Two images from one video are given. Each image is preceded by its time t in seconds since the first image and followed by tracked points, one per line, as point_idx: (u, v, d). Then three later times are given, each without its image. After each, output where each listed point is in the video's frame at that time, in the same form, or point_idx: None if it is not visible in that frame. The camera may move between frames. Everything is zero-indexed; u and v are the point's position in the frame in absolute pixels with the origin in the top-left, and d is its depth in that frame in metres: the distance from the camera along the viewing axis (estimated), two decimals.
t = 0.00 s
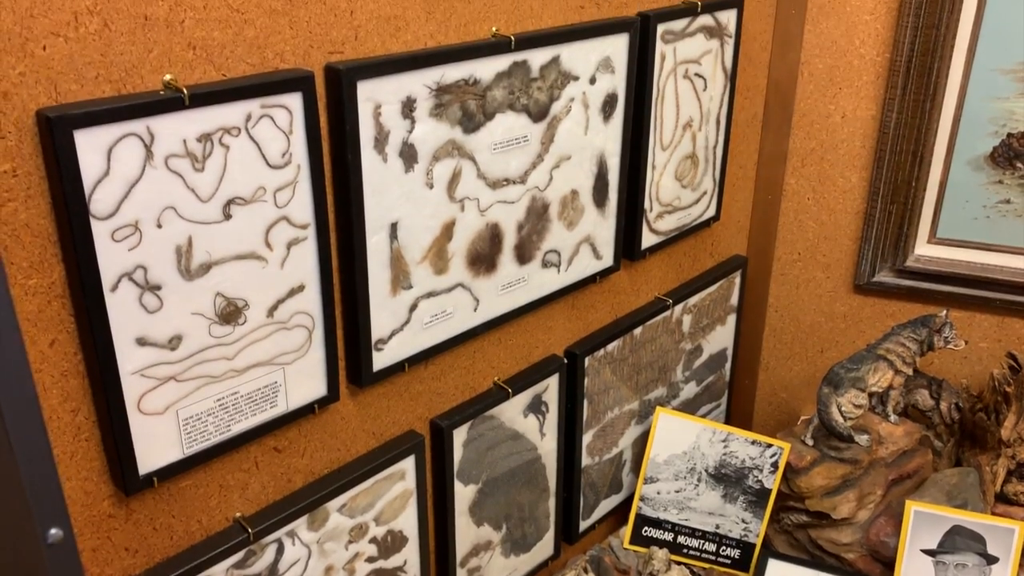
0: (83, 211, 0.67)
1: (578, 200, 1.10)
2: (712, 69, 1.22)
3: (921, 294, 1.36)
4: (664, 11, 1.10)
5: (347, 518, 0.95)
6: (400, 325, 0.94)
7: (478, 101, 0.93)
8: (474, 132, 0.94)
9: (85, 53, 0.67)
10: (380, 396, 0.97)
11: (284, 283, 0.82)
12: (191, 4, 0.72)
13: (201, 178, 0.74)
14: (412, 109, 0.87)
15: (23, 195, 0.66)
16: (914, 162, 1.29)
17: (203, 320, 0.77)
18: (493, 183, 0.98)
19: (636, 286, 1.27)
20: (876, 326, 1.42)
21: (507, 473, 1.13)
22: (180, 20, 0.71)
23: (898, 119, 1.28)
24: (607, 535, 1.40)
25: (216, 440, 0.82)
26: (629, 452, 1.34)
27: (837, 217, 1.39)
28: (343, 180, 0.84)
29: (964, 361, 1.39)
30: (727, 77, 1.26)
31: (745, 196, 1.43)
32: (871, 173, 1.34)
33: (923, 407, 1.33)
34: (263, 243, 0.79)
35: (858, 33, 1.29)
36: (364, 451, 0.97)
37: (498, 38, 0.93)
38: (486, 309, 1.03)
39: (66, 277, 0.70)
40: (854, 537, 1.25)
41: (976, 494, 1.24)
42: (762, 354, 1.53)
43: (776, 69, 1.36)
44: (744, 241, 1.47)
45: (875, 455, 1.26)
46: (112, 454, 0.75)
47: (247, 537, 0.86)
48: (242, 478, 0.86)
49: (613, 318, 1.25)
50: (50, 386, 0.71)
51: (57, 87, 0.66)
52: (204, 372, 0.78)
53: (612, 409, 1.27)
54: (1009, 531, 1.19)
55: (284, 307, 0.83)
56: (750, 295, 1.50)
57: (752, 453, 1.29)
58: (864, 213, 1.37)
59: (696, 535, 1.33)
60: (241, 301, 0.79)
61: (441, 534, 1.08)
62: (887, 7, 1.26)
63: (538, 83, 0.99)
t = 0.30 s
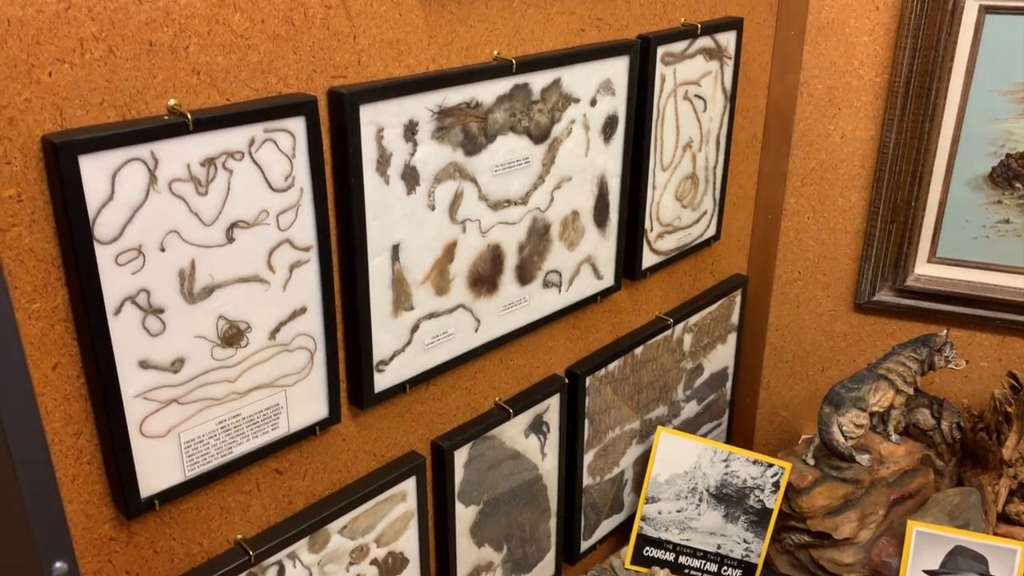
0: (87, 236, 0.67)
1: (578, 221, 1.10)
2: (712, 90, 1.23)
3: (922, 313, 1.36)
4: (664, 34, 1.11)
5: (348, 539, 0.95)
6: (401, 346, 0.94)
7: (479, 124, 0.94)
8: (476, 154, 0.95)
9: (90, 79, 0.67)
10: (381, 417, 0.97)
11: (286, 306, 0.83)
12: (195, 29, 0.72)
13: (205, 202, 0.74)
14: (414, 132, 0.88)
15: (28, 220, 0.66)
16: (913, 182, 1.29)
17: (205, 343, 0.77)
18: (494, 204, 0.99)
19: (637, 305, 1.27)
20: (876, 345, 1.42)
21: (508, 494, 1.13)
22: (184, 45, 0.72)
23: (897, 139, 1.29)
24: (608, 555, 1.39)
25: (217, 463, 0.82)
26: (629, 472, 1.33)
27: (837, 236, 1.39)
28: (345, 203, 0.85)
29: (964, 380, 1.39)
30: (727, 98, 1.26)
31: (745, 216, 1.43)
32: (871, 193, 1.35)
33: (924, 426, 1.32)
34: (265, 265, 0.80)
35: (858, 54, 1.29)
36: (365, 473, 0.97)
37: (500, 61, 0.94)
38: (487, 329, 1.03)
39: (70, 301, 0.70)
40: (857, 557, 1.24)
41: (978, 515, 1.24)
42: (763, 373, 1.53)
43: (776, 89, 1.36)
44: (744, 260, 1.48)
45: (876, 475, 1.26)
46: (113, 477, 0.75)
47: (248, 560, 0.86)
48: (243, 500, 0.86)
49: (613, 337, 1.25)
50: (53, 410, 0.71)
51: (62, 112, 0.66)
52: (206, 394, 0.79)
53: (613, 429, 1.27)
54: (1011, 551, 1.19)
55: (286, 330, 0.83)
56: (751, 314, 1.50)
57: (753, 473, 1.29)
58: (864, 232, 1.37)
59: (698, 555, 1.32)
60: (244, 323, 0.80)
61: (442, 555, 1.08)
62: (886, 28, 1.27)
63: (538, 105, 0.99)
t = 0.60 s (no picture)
0: (93, 270, 0.68)
1: (580, 248, 1.11)
2: (711, 116, 1.24)
3: (922, 337, 1.37)
4: (664, 62, 1.12)
5: (350, 568, 0.95)
6: (403, 375, 0.94)
7: (481, 153, 0.94)
8: (478, 183, 0.95)
9: (96, 115, 0.68)
10: (383, 445, 0.97)
11: (288, 336, 0.83)
12: (201, 65, 0.73)
13: (209, 235, 0.75)
14: (416, 162, 0.89)
15: (34, 255, 0.67)
16: (912, 208, 1.30)
17: (209, 375, 0.78)
18: (496, 232, 0.99)
19: (638, 330, 1.28)
20: (877, 369, 1.43)
21: (509, 520, 1.13)
22: (190, 81, 0.73)
23: (897, 164, 1.30)
24: None
25: (220, 493, 0.82)
26: (631, 497, 1.33)
27: (837, 260, 1.40)
28: (348, 233, 0.85)
29: (965, 404, 1.39)
30: (727, 124, 1.27)
31: (745, 240, 1.44)
32: (870, 217, 1.35)
33: (925, 451, 1.32)
34: (269, 296, 0.80)
35: (857, 80, 1.30)
36: (367, 501, 0.97)
37: (501, 92, 0.95)
38: (489, 356, 1.04)
39: (74, 334, 0.71)
40: None
41: (980, 540, 1.24)
42: (764, 397, 1.53)
43: (775, 115, 1.37)
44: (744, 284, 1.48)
45: (878, 500, 1.26)
46: (116, 508, 0.76)
47: None
48: (245, 530, 0.87)
49: (615, 362, 1.25)
50: (57, 442, 0.71)
51: (69, 149, 0.67)
52: (209, 425, 0.79)
53: (615, 454, 1.27)
54: None
55: (289, 360, 0.84)
56: (752, 337, 1.51)
57: (756, 498, 1.29)
58: (863, 257, 1.38)
59: None
60: (247, 354, 0.80)
61: None
62: (884, 55, 1.28)
63: (540, 134, 1.00)
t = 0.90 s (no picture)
0: (97, 303, 0.68)
1: (581, 275, 1.11)
2: (712, 144, 1.24)
3: (925, 363, 1.37)
4: (665, 91, 1.13)
5: None
6: (405, 404, 0.94)
7: (483, 183, 0.95)
8: (480, 213, 0.96)
9: (101, 149, 0.69)
10: (384, 474, 0.97)
11: (291, 367, 0.83)
12: (206, 99, 0.74)
13: (212, 267, 0.75)
14: (419, 193, 0.89)
15: (38, 288, 0.67)
16: (913, 234, 1.31)
17: (211, 406, 0.78)
18: (498, 260, 1.00)
19: (639, 356, 1.28)
20: (879, 394, 1.42)
21: (511, 548, 1.13)
22: (195, 114, 0.73)
23: (897, 191, 1.30)
24: None
25: (221, 524, 0.82)
26: (633, 523, 1.33)
27: (839, 285, 1.40)
28: (351, 264, 0.86)
29: (967, 430, 1.39)
30: (728, 151, 1.28)
31: (747, 265, 1.44)
32: (871, 242, 1.36)
33: (928, 476, 1.31)
34: (271, 327, 0.80)
35: (857, 107, 1.31)
36: (368, 530, 0.97)
37: (503, 122, 0.96)
38: (491, 384, 1.04)
39: (78, 367, 0.71)
40: None
41: (984, 567, 1.24)
42: (766, 422, 1.53)
43: (776, 141, 1.38)
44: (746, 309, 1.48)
45: (881, 527, 1.26)
46: (117, 540, 0.76)
47: None
48: (246, 561, 0.86)
49: (616, 389, 1.25)
50: (58, 474, 0.71)
51: (74, 183, 0.68)
52: (211, 456, 0.79)
53: (617, 481, 1.27)
54: None
55: (291, 390, 0.84)
56: (753, 363, 1.51)
57: (757, 525, 1.29)
58: (864, 282, 1.38)
59: None
60: (249, 385, 0.80)
61: None
62: (884, 83, 1.28)
63: (541, 163, 1.01)
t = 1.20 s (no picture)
0: (103, 337, 0.69)
1: (584, 303, 1.12)
2: (714, 172, 1.25)
3: (928, 390, 1.37)
4: (667, 121, 1.14)
5: None
6: (408, 433, 0.95)
7: (487, 213, 0.96)
8: (484, 242, 0.96)
9: (109, 184, 0.69)
10: (387, 503, 0.97)
11: (295, 398, 0.83)
12: (212, 133, 0.74)
13: (218, 300, 0.76)
14: (423, 224, 0.90)
15: (45, 322, 0.68)
16: (915, 261, 1.31)
17: (215, 437, 0.78)
18: (501, 289, 1.00)
19: (642, 383, 1.28)
20: (882, 421, 1.42)
21: None
22: (202, 149, 0.74)
23: (899, 218, 1.31)
24: None
25: (224, 555, 0.82)
26: (637, 552, 1.32)
27: (841, 312, 1.40)
28: (355, 295, 0.86)
29: (971, 458, 1.38)
30: (730, 179, 1.28)
31: (749, 291, 1.44)
32: (873, 269, 1.36)
33: (933, 505, 1.32)
34: (275, 358, 0.81)
35: (858, 135, 1.32)
36: (371, 560, 0.97)
37: (507, 153, 0.97)
38: (494, 413, 1.04)
39: (83, 399, 0.71)
40: None
41: None
42: (769, 449, 1.53)
43: (777, 168, 1.38)
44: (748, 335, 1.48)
45: (886, 556, 1.24)
46: (120, 572, 0.76)
47: None
48: None
49: (620, 416, 1.25)
50: (62, 507, 0.72)
51: (81, 218, 0.68)
52: (215, 487, 0.79)
53: (620, 508, 1.26)
54: None
55: (295, 421, 0.84)
56: (756, 389, 1.50)
57: (762, 553, 1.28)
58: (867, 309, 1.38)
59: None
60: (253, 416, 0.80)
61: None
62: (885, 111, 1.29)
63: (544, 193, 1.01)
